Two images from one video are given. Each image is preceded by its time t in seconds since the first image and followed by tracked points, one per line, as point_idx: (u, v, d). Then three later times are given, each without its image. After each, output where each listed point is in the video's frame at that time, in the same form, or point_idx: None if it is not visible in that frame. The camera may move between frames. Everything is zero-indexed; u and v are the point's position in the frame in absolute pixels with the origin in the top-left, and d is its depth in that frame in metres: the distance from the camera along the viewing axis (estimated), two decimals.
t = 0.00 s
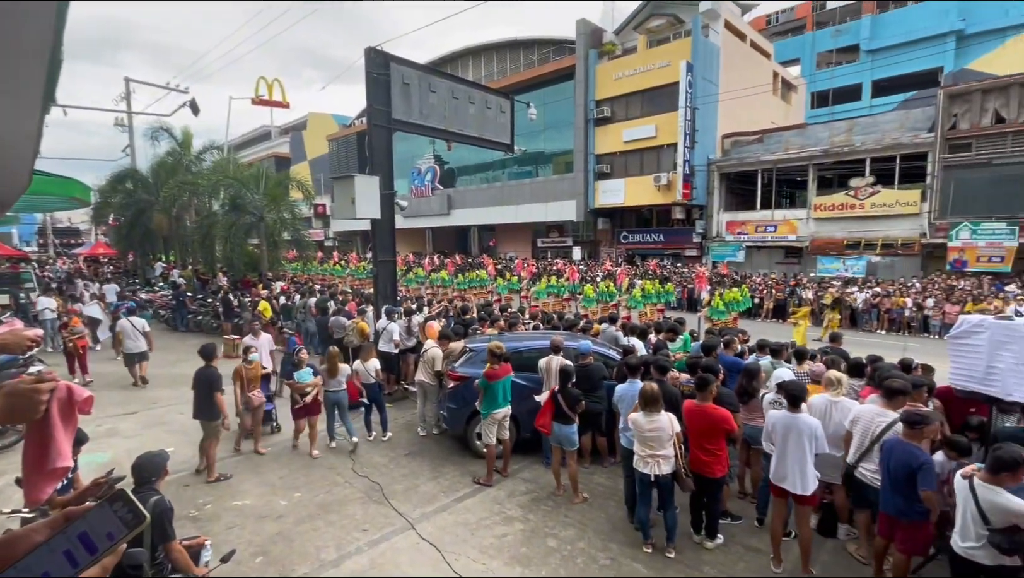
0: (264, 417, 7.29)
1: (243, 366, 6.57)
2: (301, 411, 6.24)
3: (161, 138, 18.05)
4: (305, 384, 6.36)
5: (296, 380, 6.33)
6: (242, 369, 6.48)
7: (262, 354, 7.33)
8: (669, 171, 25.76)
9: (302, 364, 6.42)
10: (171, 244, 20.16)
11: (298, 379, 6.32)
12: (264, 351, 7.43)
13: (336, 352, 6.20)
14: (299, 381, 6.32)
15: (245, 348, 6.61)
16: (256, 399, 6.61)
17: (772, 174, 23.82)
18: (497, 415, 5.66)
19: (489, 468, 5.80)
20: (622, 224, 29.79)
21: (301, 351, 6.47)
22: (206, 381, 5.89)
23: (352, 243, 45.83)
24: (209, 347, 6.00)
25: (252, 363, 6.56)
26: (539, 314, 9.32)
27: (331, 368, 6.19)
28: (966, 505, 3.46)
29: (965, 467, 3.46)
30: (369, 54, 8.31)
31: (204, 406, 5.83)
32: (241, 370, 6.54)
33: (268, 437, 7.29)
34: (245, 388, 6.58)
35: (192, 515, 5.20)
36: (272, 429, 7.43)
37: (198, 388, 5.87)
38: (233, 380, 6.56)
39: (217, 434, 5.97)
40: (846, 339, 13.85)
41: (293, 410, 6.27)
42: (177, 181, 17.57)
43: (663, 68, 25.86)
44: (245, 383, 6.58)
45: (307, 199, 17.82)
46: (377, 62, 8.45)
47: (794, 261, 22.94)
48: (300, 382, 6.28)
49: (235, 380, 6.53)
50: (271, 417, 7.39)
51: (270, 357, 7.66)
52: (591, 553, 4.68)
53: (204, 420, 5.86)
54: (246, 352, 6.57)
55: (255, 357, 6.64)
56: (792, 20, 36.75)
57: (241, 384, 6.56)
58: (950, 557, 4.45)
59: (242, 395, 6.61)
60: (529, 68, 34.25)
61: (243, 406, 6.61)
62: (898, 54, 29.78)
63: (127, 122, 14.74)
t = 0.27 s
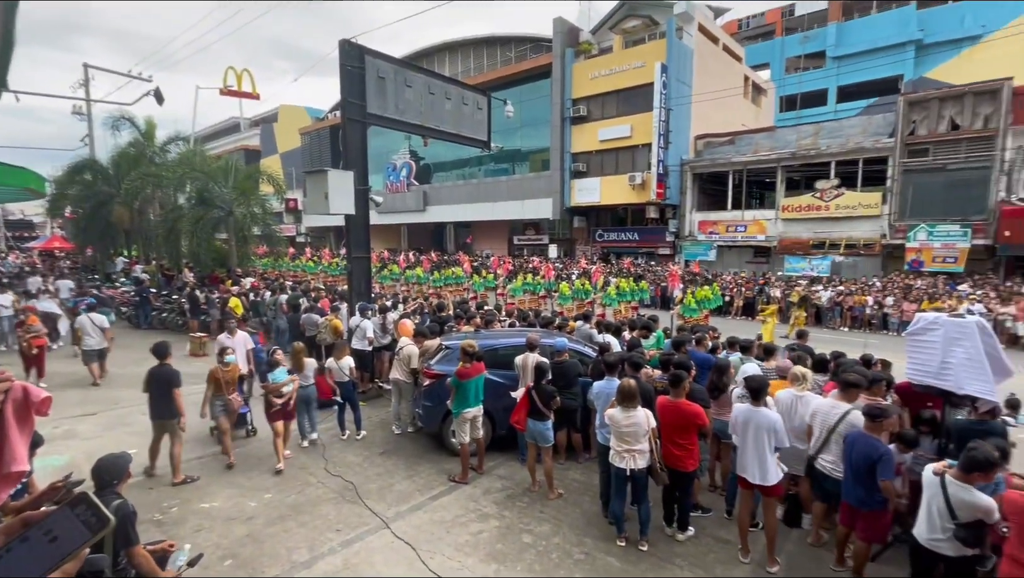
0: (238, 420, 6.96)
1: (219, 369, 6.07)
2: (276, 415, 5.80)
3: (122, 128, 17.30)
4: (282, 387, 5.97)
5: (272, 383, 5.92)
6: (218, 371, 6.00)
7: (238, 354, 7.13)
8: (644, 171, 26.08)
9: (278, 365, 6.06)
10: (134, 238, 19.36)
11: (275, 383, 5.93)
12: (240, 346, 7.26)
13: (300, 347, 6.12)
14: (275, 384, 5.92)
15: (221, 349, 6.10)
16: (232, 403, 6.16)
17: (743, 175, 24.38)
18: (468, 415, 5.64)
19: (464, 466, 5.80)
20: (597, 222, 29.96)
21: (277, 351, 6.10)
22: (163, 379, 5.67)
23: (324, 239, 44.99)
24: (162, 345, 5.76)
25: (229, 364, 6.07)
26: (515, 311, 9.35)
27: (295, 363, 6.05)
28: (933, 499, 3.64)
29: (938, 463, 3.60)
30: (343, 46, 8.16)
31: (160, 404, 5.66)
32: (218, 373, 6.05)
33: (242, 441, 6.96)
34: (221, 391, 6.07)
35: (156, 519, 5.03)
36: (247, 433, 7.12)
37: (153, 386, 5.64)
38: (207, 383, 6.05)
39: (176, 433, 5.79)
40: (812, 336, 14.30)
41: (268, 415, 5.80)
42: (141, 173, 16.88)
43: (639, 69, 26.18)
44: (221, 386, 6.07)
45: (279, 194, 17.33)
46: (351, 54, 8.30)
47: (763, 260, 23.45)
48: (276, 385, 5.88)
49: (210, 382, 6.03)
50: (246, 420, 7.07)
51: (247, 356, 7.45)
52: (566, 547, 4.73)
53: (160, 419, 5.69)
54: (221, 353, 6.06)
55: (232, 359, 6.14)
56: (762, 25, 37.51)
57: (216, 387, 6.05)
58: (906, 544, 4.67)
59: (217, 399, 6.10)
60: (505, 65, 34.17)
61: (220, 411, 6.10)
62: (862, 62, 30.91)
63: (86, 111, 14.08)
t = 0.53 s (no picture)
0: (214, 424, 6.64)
1: (192, 371, 5.88)
2: (248, 420, 5.61)
3: (81, 117, 16.56)
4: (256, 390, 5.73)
5: (247, 384, 5.67)
6: (190, 375, 5.80)
7: (213, 356, 6.85)
8: (620, 170, 26.32)
9: (250, 366, 5.79)
10: (96, 231, 18.59)
11: (250, 382, 5.68)
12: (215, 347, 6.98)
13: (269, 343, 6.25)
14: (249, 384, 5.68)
15: (193, 351, 5.88)
16: (206, 407, 5.91)
17: (716, 175, 24.86)
18: (440, 415, 5.59)
19: (440, 465, 5.78)
20: (574, 221, 30.14)
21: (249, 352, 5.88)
22: (115, 373, 5.60)
23: (296, 235, 44.10)
24: (112, 339, 5.67)
25: (202, 367, 5.87)
26: (492, 308, 9.35)
27: (265, 358, 6.17)
28: (900, 491, 3.82)
29: (909, 458, 3.79)
30: (318, 38, 8.00)
31: (113, 399, 5.58)
32: (190, 376, 5.85)
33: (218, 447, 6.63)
34: (193, 395, 5.87)
35: (120, 523, 4.86)
36: (225, 438, 6.77)
37: (101, 382, 5.56)
38: (180, 387, 5.85)
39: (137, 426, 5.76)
40: (782, 333, 14.71)
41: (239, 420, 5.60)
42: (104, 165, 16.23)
43: (615, 69, 26.43)
44: (194, 390, 5.87)
45: (250, 188, 17.08)
46: (326, 47, 8.15)
47: (734, 259, 23.98)
48: (251, 387, 5.64)
49: (181, 386, 5.83)
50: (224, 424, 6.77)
51: (224, 358, 7.15)
52: (543, 543, 4.77)
53: (114, 412, 5.61)
54: (194, 355, 5.85)
55: (205, 361, 5.94)
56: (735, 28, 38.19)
57: (189, 391, 5.86)
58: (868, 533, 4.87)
59: (189, 403, 5.89)
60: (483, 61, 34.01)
61: (194, 416, 5.87)
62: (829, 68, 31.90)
63: (43, 98, 13.46)
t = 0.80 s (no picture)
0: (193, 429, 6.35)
1: (168, 373, 5.66)
2: (224, 423, 5.43)
3: (42, 106, 15.86)
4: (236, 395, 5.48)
5: (225, 387, 5.42)
6: (166, 378, 5.59)
7: (191, 357, 6.61)
8: (599, 169, 26.49)
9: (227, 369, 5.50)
10: (58, 226, 17.85)
11: (229, 383, 5.42)
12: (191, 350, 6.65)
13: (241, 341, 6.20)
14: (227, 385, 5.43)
15: (170, 353, 5.67)
16: (183, 411, 5.65)
17: (692, 176, 25.25)
18: (418, 415, 5.53)
19: (419, 464, 5.73)
20: (553, 219, 30.24)
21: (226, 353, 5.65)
22: (79, 370, 5.52)
23: (270, 231, 43.13)
24: (72, 337, 5.51)
25: (179, 370, 5.65)
26: (472, 306, 9.34)
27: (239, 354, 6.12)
28: (868, 484, 3.98)
29: (877, 451, 3.95)
30: (294, 31, 7.83)
31: (74, 397, 5.46)
32: (166, 378, 5.64)
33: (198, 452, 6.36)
34: (169, 399, 5.65)
35: (86, 528, 4.70)
36: (205, 443, 6.48)
37: (61, 380, 5.43)
38: (156, 390, 5.64)
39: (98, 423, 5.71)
40: (755, 331, 15.04)
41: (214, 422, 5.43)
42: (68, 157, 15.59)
43: (594, 68, 26.59)
44: (170, 393, 5.66)
45: (222, 182, 16.74)
46: (303, 40, 7.97)
47: (710, 258, 24.39)
48: (230, 390, 5.39)
49: (157, 389, 5.62)
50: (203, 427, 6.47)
51: (200, 359, 6.90)
52: (523, 540, 4.80)
53: (74, 411, 5.49)
54: (172, 357, 5.66)
55: (183, 364, 5.72)
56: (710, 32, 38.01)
57: (166, 394, 5.65)
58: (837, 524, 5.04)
59: (167, 407, 5.67)
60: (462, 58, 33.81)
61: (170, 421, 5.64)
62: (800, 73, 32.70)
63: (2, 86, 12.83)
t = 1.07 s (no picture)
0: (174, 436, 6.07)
1: (147, 378, 5.39)
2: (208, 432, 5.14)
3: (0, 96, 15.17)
4: (217, 404, 5.16)
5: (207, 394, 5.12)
6: (143, 384, 5.31)
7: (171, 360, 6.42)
8: (578, 168, 26.62)
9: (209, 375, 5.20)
10: (18, 222, 17.13)
11: (211, 392, 5.11)
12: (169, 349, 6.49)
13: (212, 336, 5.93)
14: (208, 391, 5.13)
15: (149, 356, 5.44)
16: (163, 419, 5.37)
17: (668, 176, 25.60)
18: (395, 415, 5.50)
19: (397, 464, 5.70)
20: (532, 218, 30.29)
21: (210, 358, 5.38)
22: (47, 367, 5.42)
23: (243, 228, 42.14)
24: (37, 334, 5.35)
25: (158, 375, 5.39)
26: (452, 304, 9.33)
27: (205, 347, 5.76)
28: (838, 476, 4.12)
29: (845, 445, 4.09)
30: (268, 24, 7.66)
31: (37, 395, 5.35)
32: (144, 384, 5.37)
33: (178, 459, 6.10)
34: (149, 405, 5.39)
35: (49, 536, 4.53)
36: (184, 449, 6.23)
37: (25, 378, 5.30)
38: (134, 396, 5.36)
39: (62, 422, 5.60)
40: (729, 329, 15.33)
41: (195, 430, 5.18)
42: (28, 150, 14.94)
43: (573, 68, 26.70)
44: (149, 399, 5.40)
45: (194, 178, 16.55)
46: (278, 34, 7.81)
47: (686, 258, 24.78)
48: (212, 398, 5.10)
49: (135, 394, 5.35)
50: (184, 434, 6.19)
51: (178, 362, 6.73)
52: (502, 538, 4.82)
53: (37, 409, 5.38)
54: (151, 361, 5.41)
55: (162, 369, 5.46)
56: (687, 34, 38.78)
57: (144, 400, 5.38)
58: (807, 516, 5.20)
59: (146, 414, 5.40)
60: (440, 55, 33.57)
61: (148, 428, 5.36)
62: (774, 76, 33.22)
63: None
